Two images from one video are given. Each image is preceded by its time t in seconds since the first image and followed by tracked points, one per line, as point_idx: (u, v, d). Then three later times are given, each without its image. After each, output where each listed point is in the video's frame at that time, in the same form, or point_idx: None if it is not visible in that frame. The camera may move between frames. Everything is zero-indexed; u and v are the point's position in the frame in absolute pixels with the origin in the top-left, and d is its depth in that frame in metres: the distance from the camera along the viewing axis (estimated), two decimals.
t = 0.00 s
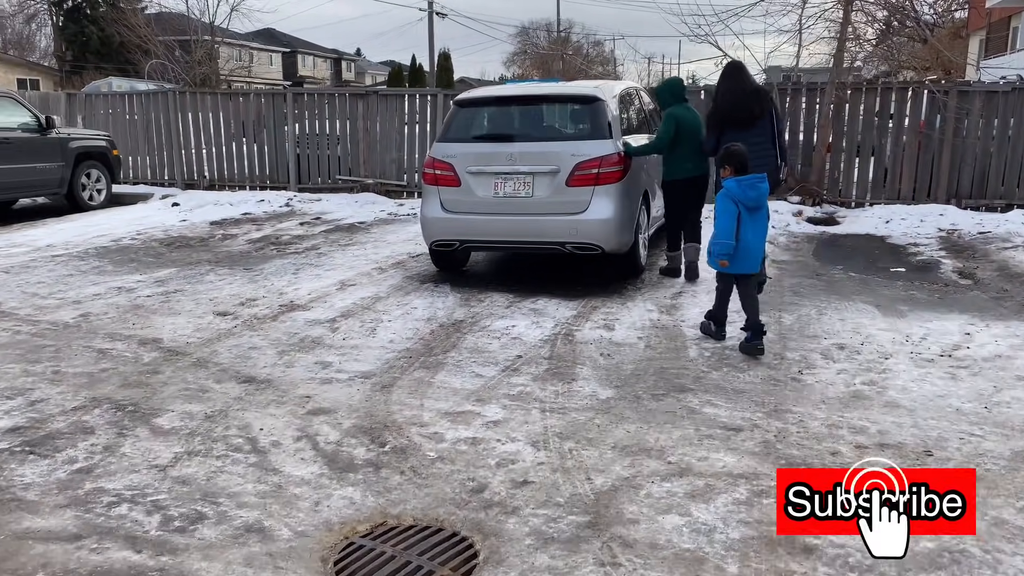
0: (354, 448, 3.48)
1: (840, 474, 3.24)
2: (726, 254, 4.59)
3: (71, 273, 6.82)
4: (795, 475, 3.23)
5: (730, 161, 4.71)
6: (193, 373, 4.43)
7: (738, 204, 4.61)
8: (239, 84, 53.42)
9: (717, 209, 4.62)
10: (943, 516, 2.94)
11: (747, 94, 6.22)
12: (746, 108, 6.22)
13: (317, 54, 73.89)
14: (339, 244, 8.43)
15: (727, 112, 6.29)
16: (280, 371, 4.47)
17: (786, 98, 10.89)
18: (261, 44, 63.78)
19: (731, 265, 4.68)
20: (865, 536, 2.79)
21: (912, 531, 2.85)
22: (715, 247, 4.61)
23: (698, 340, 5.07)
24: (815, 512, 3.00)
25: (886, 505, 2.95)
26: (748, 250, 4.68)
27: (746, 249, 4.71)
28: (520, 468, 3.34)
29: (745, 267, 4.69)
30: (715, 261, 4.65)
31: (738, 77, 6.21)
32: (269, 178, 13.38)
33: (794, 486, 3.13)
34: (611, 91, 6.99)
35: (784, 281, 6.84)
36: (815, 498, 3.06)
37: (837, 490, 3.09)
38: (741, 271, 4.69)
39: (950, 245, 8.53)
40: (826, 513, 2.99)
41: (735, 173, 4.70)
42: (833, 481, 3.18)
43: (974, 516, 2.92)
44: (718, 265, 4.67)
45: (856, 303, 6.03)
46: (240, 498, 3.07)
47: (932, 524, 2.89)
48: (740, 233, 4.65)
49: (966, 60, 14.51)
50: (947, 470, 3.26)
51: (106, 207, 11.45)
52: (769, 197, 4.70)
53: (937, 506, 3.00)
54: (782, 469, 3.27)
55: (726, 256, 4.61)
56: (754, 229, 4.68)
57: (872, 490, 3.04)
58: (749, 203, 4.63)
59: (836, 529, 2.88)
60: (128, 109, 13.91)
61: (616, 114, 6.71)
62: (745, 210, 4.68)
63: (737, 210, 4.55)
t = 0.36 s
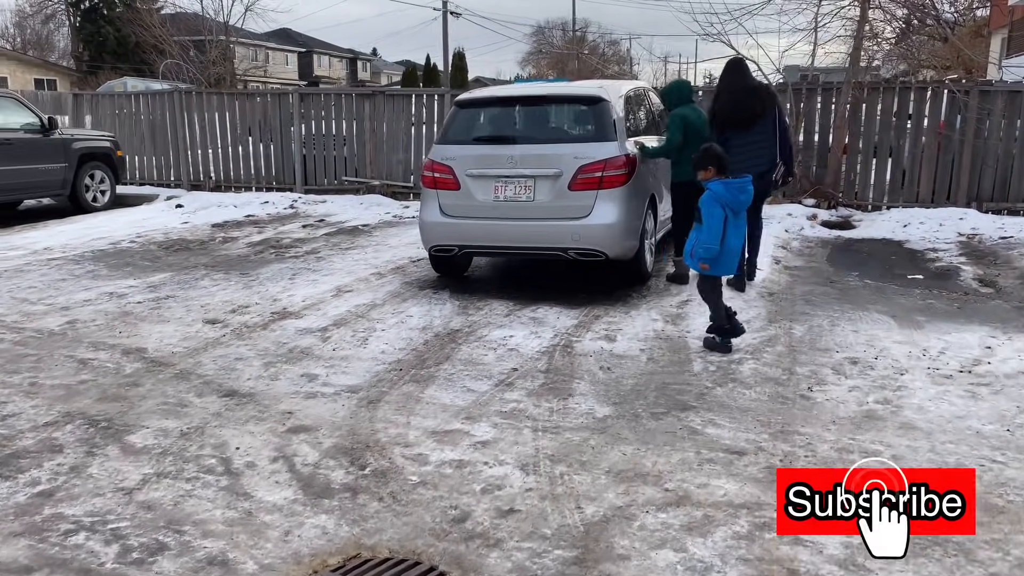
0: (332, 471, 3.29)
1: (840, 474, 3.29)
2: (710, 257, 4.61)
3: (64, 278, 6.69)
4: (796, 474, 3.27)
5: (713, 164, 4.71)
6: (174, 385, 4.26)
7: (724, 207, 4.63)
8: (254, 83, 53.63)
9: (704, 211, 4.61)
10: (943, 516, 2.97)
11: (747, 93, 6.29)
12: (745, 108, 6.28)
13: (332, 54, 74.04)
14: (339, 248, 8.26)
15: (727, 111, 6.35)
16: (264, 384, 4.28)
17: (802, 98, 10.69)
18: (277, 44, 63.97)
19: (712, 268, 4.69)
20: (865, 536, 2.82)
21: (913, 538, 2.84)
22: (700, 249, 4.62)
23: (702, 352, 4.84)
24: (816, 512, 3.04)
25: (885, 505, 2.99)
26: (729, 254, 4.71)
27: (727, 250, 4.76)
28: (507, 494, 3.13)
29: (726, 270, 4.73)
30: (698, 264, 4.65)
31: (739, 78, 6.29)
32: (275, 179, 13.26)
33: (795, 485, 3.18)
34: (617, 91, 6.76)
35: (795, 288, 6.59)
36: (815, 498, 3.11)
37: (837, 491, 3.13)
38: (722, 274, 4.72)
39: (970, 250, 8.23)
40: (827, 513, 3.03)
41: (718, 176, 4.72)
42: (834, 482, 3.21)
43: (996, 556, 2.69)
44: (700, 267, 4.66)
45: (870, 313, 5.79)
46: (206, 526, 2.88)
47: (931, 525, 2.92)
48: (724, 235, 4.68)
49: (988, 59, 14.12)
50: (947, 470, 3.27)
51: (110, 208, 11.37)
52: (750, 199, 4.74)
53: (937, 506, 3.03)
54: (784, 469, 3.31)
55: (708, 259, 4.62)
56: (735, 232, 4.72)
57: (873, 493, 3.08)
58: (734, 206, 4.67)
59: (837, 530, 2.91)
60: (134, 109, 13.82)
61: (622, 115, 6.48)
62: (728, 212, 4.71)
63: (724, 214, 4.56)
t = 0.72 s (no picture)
0: (296, 493, 3.13)
1: (841, 476, 3.28)
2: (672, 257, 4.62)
3: (53, 282, 6.58)
4: (797, 475, 3.27)
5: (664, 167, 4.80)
6: (146, 397, 4.12)
7: (678, 208, 4.71)
8: (268, 83, 53.74)
9: (660, 212, 4.65)
10: (942, 516, 2.97)
11: (755, 93, 6.11)
12: (752, 107, 6.09)
13: (346, 54, 74.12)
14: (335, 251, 8.10)
15: (733, 110, 6.16)
16: (238, 397, 4.12)
17: (813, 97, 10.43)
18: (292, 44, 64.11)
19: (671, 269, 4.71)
20: (864, 536, 2.84)
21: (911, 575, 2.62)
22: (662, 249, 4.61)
23: (699, 364, 4.63)
24: (816, 512, 3.04)
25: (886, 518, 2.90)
26: (684, 254, 4.77)
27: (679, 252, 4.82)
28: (478, 521, 2.95)
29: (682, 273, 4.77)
30: (657, 264, 4.64)
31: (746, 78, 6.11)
32: (278, 179, 13.14)
33: (794, 486, 3.18)
34: (617, 91, 6.55)
35: (800, 296, 6.35)
36: (815, 498, 3.10)
37: (837, 491, 3.13)
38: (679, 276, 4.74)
39: (985, 255, 7.95)
40: (828, 513, 3.03)
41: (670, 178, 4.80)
42: (834, 481, 3.22)
43: None
44: (660, 268, 4.65)
45: (877, 322, 5.55)
46: (157, 552, 2.73)
47: (931, 525, 2.92)
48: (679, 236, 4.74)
49: (1008, 58, 13.75)
50: (947, 470, 3.27)
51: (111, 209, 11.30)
52: (698, 201, 4.88)
53: (937, 506, 3.03)
54: (784, 470, 3.31)
55: (669, 259, 4.63)
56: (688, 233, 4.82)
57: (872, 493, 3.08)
58: (686, 207, 4.77)
59: (837, 529, 2.92)
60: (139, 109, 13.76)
61: (621, 117, 6.28)
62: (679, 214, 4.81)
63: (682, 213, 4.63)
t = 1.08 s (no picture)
0: (262, 521, 2.98)
1: (841, 476, 3.33)
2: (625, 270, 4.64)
3: (43, 288, 6.49)
4: (796, 475, 3.32)
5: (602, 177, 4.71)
6: (120, 412, 3.99)
7: (624, 218, 4.67)
8: (281, 83, 53.89)
9: (606, 227, 4.62)
10: (943, 516, 3.02)
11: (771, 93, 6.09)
12: (770, 107, 6.05)
13: (360, 54, 74.20)
14: (333, 257, 7.97)
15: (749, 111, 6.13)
16: (215, 412, 3.99)
17: (824, 99, 10.21)
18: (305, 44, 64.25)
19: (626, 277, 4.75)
20: (899, 554, 2.78)
21: None
22: (613, 263, 4.64)
23: (696, 381, 4.45)
24: (816, 512, 3.09)
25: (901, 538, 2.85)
26: (636, 259, 4.78)
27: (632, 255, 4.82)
28: (451, 553, 2.79)
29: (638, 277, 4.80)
30: (611, 277, 4.69)
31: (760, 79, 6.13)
32: (282, 181, 13.04)
33: (795, 486, 3.22)
34: (618, 95, 6.37)
35: (805, 306, 6.15)
36: (815, 498, 3.15)
37: (838, 491, 3.18)
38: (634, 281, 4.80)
39: (1000, 263, 7.70)
40: (828, 513, 3.08)
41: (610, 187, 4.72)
42: (835, 482, 3.26)
43: None
44: (615, 280, 4.70)
45: (885, 335, 5.35)
46: None
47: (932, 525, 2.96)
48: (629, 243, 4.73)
49: None
50: (947, 471, 3.31)
51: (114, 211, 11.25)
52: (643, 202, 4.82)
53: (937, 506, 3.09)
54: (784, 470, 3.36)
55: (621, 271, 4.67)
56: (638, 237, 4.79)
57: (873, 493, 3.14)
58: (632, 213, 4.72)
59: (838, 529, 2.97)
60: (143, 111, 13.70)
61: (622, 121, 6.10)
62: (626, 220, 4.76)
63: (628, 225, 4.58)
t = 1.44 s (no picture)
0: (231, 547, 2.82)
1: (842, 476, 3.35)
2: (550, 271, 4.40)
3: (34, 292, 6.37)
4: (797, 475, 3.34)
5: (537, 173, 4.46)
6: (96, 425, 3.84)
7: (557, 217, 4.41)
8: (293, 84, 54.02)
9: (538, 225, 4.38)
10: (942, 516, 3.04)
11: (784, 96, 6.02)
12: (783, 111, 5.98)
13: (371, 54, 74.29)
14: (331, 261, 7.81)
15: (760, 115, 6.04)
16: (194, 426, 3.83)
17: (837, 99, 9.94)
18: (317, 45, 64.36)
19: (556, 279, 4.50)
20: None
21: None
22: (541, 262, 4.40)
23: (697, 395, 4.25)
24: (816, 512, 3.12)
25: None
26: (570, 262, 4.52)
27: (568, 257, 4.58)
28: None
29: (567, 280, 4.56)
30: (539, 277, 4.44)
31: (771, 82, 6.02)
32: (285, 182, 12.93)
33: (795, 486, 3.25)
34: (620, 95, 6.18)
35: (814, 314, 5.93)
36: (815, 498, 3.18)
37: (837, 491, 3.21)
38: (563, 284, 4.56)
39: (1018, 269, 7.45)
40: (827, 513, 3.11)
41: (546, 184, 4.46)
42: (834, 482, 3.29)
43: None
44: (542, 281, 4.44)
45: (897, 346, 5.13)
46: None
47: (931, 525, 2.99)
48: (563, 244, 4.49)
49: None
50: (947, 470, 3.33)
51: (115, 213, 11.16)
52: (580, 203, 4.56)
53: (937, 506, 3.10)
54: (784, 470, 3.38)
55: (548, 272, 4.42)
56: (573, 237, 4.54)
57: (872, 494, 3.16)
58: (567, 212, 4.46)
59: (837, 529, 3.00)
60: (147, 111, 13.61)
61: (623, 122, 5.90)
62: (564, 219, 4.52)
63: (561, 225, 4.33)
